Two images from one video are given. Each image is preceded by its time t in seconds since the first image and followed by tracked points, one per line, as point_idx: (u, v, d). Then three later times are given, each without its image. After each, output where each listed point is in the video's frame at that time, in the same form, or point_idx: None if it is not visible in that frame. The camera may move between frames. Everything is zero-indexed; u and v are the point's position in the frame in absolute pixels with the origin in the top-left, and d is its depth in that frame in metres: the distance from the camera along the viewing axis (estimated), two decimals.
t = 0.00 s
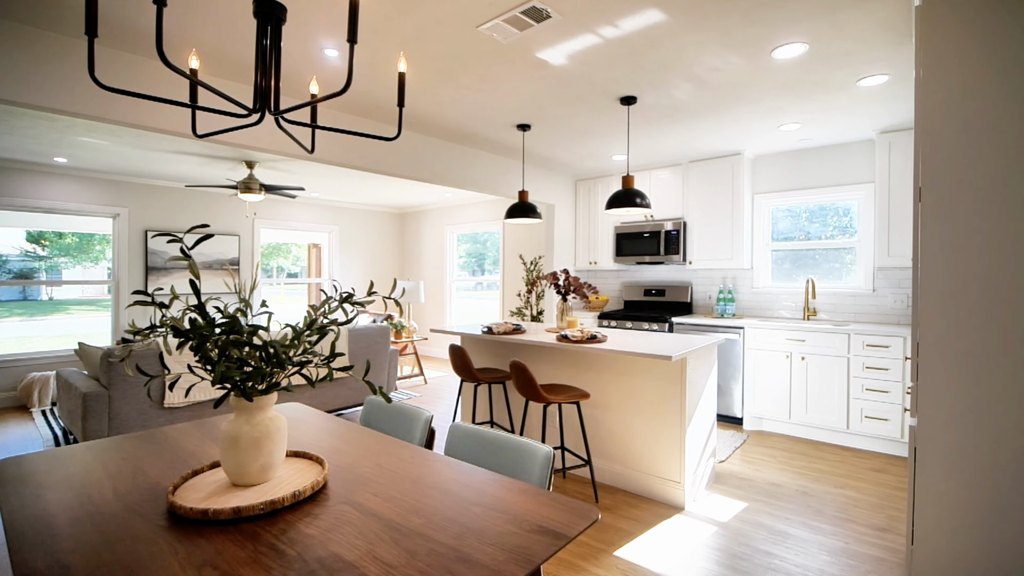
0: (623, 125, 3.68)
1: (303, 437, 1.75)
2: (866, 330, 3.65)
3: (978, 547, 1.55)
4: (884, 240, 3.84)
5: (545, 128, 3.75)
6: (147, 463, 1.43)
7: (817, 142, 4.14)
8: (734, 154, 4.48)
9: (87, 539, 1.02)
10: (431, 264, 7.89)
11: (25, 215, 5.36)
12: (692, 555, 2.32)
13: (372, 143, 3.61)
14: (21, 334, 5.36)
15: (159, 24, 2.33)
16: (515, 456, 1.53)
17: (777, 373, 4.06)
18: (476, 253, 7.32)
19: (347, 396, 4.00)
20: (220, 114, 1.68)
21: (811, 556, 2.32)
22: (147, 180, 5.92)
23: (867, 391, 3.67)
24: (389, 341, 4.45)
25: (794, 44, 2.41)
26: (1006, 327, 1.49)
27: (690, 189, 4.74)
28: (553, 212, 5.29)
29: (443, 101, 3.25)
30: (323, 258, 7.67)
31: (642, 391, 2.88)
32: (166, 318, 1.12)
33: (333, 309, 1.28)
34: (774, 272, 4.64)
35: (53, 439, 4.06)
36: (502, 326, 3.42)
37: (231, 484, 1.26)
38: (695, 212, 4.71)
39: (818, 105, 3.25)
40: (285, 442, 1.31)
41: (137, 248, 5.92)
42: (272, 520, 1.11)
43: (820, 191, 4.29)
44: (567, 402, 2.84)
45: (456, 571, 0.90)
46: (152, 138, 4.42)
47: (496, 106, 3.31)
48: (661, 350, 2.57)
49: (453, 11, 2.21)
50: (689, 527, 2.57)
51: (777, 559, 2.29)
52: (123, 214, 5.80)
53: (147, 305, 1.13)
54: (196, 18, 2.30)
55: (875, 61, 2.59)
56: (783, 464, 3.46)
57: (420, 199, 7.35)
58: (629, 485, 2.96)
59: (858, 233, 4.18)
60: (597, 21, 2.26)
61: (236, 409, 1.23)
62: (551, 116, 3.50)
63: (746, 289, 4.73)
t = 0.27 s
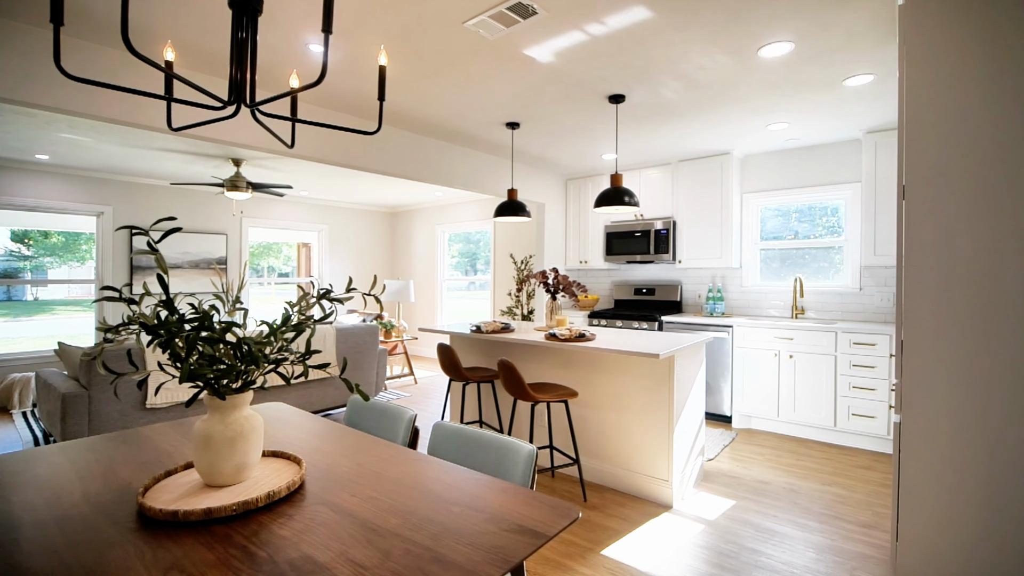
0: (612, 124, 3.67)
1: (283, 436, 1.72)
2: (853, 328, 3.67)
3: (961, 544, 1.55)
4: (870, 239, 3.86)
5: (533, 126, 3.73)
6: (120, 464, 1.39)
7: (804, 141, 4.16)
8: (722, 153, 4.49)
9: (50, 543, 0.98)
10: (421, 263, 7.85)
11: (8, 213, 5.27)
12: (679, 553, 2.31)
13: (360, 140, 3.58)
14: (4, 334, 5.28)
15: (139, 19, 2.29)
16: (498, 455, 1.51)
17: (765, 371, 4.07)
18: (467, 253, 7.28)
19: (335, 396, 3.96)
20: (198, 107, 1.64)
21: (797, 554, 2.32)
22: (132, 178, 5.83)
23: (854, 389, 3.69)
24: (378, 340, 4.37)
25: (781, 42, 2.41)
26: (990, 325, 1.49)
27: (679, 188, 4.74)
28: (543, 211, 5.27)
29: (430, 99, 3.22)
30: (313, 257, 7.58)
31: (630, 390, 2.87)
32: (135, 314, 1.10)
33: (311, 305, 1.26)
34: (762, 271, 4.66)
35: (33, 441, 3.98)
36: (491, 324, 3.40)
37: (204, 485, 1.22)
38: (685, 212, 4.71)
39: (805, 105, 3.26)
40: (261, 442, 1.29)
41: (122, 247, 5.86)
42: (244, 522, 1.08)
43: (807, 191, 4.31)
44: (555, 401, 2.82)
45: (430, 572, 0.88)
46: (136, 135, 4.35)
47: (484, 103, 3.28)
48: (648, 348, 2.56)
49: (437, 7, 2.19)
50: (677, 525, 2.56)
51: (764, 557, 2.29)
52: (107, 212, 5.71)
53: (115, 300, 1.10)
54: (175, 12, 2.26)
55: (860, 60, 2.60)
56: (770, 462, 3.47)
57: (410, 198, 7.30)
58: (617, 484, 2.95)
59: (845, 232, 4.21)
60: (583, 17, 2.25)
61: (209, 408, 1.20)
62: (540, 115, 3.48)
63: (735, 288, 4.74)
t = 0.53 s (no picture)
0: (599, 122, 3.67)
1: (262, 436, 1.69)
2: (839, 326, 3.69)
3: (943, 541, 1.55)
4: (856, 238, 3.89)
5: (521, 124, 3.71)
6: (91, 465, 1.36)
7: (791, 141, 4.18)
8: (710, 152, 4.51)
9: (11, 547, 0.95)
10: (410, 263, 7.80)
11: None
12: (665, 552, 2.30)
13: (346, 138, 3.54)
14: None
15: (116, 14, 2.24)
16: (480, 453, 1.49)
17: (752, 369, 4.09)
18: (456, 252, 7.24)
19: (322, 396, 3.90)
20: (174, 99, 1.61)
21: (783, 551, 2.33)
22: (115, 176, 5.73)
23: (841, 387, 3.71)
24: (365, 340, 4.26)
25: (765, 39, 2.41)
26: (971, 324, 1.49)
27: (667, 187, 4.75)
28: (532, 210, 5.26)
29: (416, 96, 3.19)
30: (302, 257, 7.46)
31: (618, 388, 2.86)
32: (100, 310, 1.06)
33: (285, 301, 1.23)
34: (749, 270, 4.68)
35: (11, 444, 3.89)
36: (478, 323, 3.37)
37: (176, 485, 1.19)
38: (673, 211, 4.72)
39: (791, 104, 3.28)
40: (235, 442, 1.26)
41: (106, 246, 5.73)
42: (216, 523, 1.06)
43: (794, 190, 4.33)
44: (542, 399, 2.80)
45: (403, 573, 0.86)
46: (118, 132, 4.28)
47: (471, 101, 3.26)
48: (635, 346, 2.56)
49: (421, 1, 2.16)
50: (663, 524, 2.56)
51: (750, 555, 2.29)
52: (91, 210, 5.60)
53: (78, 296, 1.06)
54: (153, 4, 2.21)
55: (844, 58, 2.61)
56: (757, 460, 3.48)
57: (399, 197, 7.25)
58: (604, 483, 2.94)
59: (832, 230, 4.23)
60: (568, 13, 2.23)
61: (181, 406, 1.17)
62: (527, 112, 3.46)
63: (722, 287, 4.76)
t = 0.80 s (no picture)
0: (587, 120, 3.65)
1: (241, 435, 1.65)
2: (825, 324, 3.71)
3: (925, 540, 1.56)
4: (842, 236, 3.92)
5: (508, 122, 3.69)
6: (59, 465, 1.31)
7: (777, 139, 4.20)
8: (697, 151, 4.51)
9: None
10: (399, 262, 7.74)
11: None
12: (652, 550, 2.29)
13: (332, 134, 3.50)
14: None
15: (92, 6, 2.18)
16: (462, 451, 1.46)
17: (740, 367, 4.10)
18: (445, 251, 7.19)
19: (308, 396, 3.85)
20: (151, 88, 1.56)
21: (769, 548, 2.33)
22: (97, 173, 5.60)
23: (827, 384, 3.73)
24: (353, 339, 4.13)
25: (751, 36, 2.41)
26: (955, 324, 1.49)
27: (655, 186, 4.76)
28: (520, 208, 5.24)
29: (403, 92, 3.16)
30: (289, 256, 7.39)
31: (605, 386, 2.85)
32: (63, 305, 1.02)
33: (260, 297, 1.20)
34: (737, 268, 4.70)
35: None
36: (466, 321, 3.34)
37: (147, 485, 1.16)
38: (661, 209, 4.73)
39: (777, 102, 3.29)
40: (209, 439, 1.22)
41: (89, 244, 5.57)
42: (185, 523, 1.02)
43: (780, 188, 4.35)
44: (529, 398, 2.78)
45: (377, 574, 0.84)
46: (98, 128, 4.19)
47: (457, 97, 3.23)
48: (622, 344, 2.54)
49: None
50: (651, 522, 2.55)
51: (736, 552, 2.29)
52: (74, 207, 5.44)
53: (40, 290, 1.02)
54: None
55: (829, 56, 2.62)
56: (745, 458, 3.49)
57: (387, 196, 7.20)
58: (592, 481, 2.93)
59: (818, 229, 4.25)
60: (554, 7, 2.21)
61: (152, 404, 1.13)
62: (515, 109, 3.44)
63: (710, 285, 4.78)
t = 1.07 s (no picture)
0: (575, 117, 3.64)
1: (219, 434, 1.60)
2: (813, 322, 3.73)
3: (914, 539, 1.56)
4: (830, 234, 3.94)
5: (496, 119, 3.66)
6: (25, 466, 1.26)
7: (765, 137, 4.21)
8: (686, 149, 4.52)
9: None
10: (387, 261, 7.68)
11: None
12: (640, 548, 2.28)
13: (317, 130, 3.45)
14: None
15: None
16: (446, 450, 1.43)
17: (728, 365, 4.11)
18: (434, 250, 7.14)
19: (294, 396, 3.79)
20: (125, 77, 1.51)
21: (757, 546, 2.32)
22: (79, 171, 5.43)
23: (815, 382, 3.75)
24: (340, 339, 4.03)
25: (738, 31, 2.41)
26: (945, 322, 1.49)
27: (644, 184, 4.75)
28: (509, 207, 5.21)
29: (389, 88, 3.12)
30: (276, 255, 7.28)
31: (593, 384, 2.83)
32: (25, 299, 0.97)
33: (235, 291, 1.17)
34: (725, 266, 4.72)
35: None
36: (453, 320, 3.31)
37: (118, 486, 1.11)
38: (649, 208, 4.73)
39: (765, 99, 3.31)
40: (183, 437, 1.18)
41: (70, 243, 5.39)
42: (155, 524, 0.98)
43: (768, 186, 4.37)
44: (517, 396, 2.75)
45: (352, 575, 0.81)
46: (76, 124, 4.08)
47: (445, 93, 3.20)
48: (610, 341, 2.53)
49: None
50: (639, 520, 2.53)
51: (724, 550, 2.28)
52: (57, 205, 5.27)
53: None
54: None
55: (815, 52, 2.63)
56: (733, 455, 3.49)
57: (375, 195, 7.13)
58: (580, 480, 2.91)
59: (805, 228, 4.28)
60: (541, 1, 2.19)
61: (123, 401, 1.09)
62: (503, 106, 3.41)
63: (699, 283, 4.79)
